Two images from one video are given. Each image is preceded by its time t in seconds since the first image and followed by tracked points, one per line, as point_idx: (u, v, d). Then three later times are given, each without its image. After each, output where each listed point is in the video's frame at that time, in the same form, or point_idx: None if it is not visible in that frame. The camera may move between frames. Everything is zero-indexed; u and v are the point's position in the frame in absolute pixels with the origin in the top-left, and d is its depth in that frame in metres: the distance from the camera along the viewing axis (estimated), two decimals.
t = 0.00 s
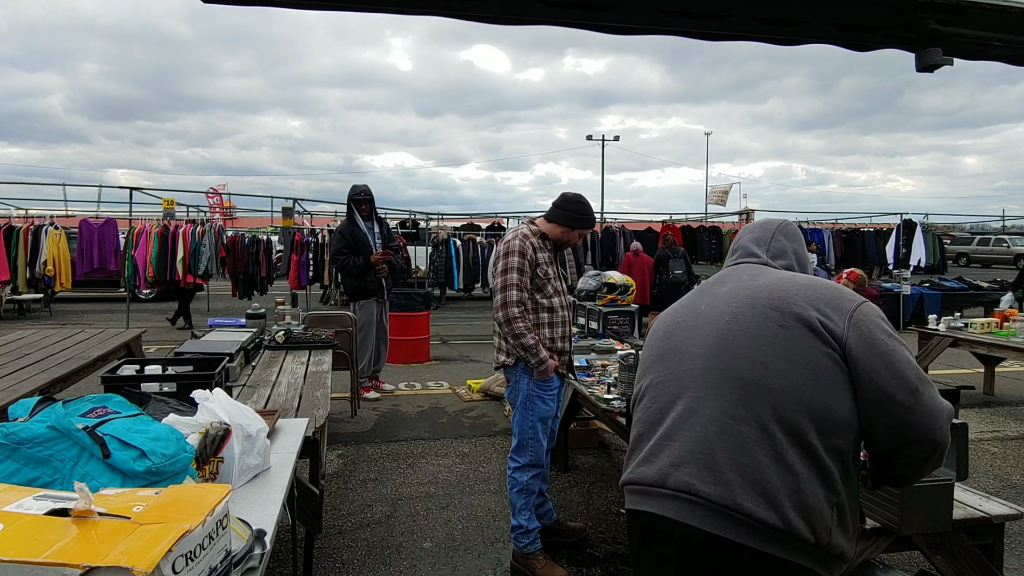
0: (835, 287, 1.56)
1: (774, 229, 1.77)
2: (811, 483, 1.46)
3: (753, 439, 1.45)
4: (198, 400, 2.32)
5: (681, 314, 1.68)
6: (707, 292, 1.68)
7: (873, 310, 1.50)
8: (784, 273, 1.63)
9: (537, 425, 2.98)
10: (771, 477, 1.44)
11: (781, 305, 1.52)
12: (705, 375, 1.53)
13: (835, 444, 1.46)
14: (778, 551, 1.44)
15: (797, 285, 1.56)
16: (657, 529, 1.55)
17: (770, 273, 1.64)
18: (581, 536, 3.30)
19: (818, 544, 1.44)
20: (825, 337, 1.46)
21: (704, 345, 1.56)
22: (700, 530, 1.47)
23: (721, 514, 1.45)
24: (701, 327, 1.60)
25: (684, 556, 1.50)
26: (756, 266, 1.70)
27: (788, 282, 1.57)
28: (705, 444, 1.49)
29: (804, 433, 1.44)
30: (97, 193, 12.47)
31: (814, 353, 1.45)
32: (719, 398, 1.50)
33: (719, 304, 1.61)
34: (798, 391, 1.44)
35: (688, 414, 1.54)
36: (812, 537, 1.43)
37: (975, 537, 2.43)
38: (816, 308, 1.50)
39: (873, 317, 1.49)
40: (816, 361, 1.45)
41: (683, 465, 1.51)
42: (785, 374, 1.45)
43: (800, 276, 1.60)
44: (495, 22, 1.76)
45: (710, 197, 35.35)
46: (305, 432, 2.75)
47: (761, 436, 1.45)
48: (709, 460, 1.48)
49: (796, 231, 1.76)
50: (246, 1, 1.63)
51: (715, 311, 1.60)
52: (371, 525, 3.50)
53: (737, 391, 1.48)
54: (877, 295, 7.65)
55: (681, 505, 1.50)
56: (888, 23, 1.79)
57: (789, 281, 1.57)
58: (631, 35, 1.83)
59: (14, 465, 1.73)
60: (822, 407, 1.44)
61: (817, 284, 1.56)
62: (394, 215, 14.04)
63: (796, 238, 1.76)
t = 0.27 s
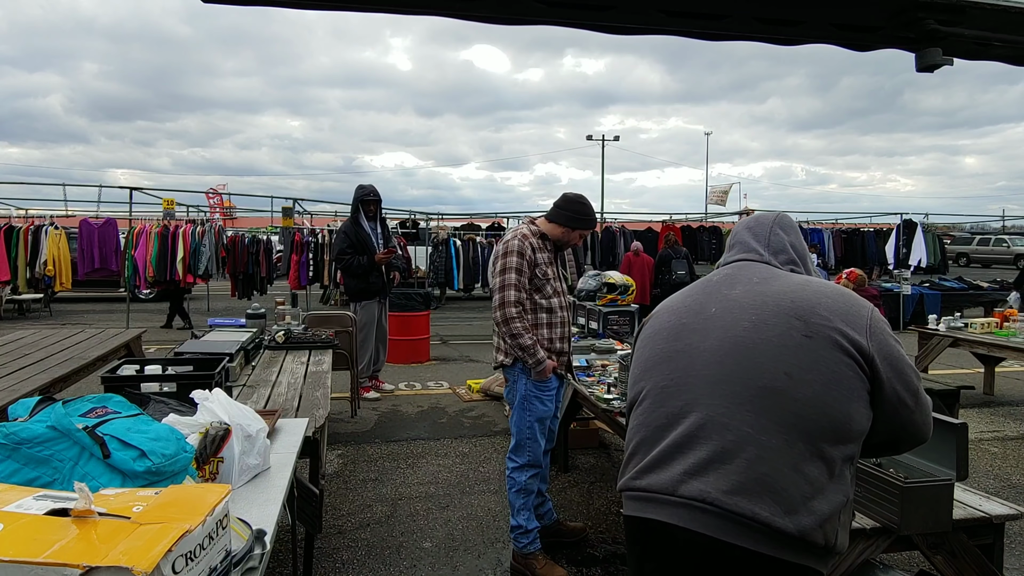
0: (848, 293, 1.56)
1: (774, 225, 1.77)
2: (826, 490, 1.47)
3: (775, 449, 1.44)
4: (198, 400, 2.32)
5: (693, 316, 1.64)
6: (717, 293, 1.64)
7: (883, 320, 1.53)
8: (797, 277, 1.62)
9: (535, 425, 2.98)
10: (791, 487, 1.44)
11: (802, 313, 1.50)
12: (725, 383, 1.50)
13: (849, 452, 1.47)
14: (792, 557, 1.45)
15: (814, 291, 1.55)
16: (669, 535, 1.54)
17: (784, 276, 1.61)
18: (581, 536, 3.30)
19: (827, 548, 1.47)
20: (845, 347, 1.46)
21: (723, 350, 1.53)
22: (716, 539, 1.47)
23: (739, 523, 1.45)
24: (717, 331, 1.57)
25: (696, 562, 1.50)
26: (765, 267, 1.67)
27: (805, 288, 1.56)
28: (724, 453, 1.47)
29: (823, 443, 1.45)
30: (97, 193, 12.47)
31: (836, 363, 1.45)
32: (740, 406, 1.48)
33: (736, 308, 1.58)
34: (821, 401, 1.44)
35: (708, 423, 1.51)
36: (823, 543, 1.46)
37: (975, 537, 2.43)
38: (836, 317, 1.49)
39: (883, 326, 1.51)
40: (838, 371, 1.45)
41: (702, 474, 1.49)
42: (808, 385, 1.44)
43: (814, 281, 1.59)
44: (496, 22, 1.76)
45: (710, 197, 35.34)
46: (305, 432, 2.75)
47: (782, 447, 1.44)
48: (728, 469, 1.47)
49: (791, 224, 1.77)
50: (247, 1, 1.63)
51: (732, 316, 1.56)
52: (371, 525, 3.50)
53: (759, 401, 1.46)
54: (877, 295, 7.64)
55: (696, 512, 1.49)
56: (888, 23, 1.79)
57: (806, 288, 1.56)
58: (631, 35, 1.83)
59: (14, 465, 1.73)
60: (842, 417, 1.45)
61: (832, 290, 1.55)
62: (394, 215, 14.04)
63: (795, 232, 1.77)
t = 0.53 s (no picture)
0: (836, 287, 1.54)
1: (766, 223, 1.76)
2: (814, 487, 1.45)
3: (757, 446, 1.44)
4: (198, 400, 2.32)
5: (680, 315, 1.65)
6: (705, 293, 1.65)
7: (870, 313, 1.51)
8: (785, 273, 1.61)
9: (534, 425, 2.98)
10: (775, 484, 1.43)
11: (785, 309, 1.50)
12: (707, 380, 1.52)
13: (838, 448, 1.46)
14: (778, 554, 1.45)
15: (799, 287, 1.54)
16: (657, 534, 1.55)
17: (770, 273, 1.61)
18: (581, 536, 3.30)
19: (816, 546, 1.45)
20: (829, 341, 1.45)
21: (707, 349, 1.54)
22: (701, 536, 1.47)
23: (724, 520, 1.45)
24: (702, 330, 1.58)
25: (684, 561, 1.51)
26: (753, 265, 1.67)
27: (789, 284, 1.55)
28: (708, 450, 1.48)
29: (808, 440, 1.44)
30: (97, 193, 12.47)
31: (819, 357, 1.44)
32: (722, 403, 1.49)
33: (720, 306, 1.59)
34: (802, 396, 1.43)
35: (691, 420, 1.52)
36: (811, 540, 1.44)
37: (975, 537, 2.43)
38: (819, 311, 1.48)
39: (871, 320, 1.49)
40: (820, 366, 1.44)
41: (686, 471, 1.50)
42: (789, 380, 1.44)
43: (801, 277, 1.58)
44: (495, 22, 1.76)
45: (710, 197, 35.35)
46: (305, 432, 2.75)
47: (764, 443, 1.44)
48: (711, 465, 1.47)
49: (785, 220, 1.76)
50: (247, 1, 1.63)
51: (716, 313, 1.57)
52: (371, 525, 3.50)
53: (741, 398, 1.46)
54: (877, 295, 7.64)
55: (681, 510, 1.50)
56: (888, 23, 1.80)
57: (790, 283, 1.55)
58: (631, 35, 1.83)
59: (15, 465, 1.73)
60: (826, 412, 1.43)
61: (818, 285, 1.54)
62: (394, 215, 14.04)
63: (790, 230, 1.76)
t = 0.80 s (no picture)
0: (814, 281, 1.51)
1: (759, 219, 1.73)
2: (790, 485, 1.44)
3: (726, 445, 1.45)
4: (198, 400, 2.31)
5: (663, 317, 1.67)
6: (687, 293, 1.66)
7: (848, 306, 1.46)
8: (764, 269, 1.59)
9: (535, 425, 2.98)
10: (746, 483, 1.43)
11: (755, 307, 1.49)
12: (680, 381, 1.53)
13: (815, 445, 1.44)
14: (755, 551, 1.45)
15: (772, 283, 1.52)
16: (641, 533, 1.58)
17: (748, 270, 1.60)
18: (581, 536, 3.30)
19: (796, 545, 1.44)
20: (798, 339, 1.43)
21: (681, 350, 1.56)
22: (678, 534, 1.50)
23: (698, 519, 1.47)
24: (678, 331, 1.59)
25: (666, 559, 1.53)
26: (737, 263, 1.66)
27: (763, 281, 1.53)
28: (681, 450, 1.50)
29: (778, 439, 1.43)
30: (97, 193, 12.46)
31: (787, 355, 1.43)
32: (692, 402, 1.50)
33: (696, 307, 1.59)
34: (770, 395, 1.43)
35: (665, 420, 1.54)
36: (789, 538, 1.44)
37: (975, 537, 2.43)
38: (790, 308, 1.46)
39: (849, 313, 1.45)
40: (789, 364, 1.43)
41: (661, 470, 1.53)
42: (757, 379, 1.44)
43: (778, 272, 1.55)
44: (496, 22, 1.76)
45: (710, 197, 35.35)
46: (305, 432, 2.75)
47: (733, 442, 1.44)
48: (684, 465, 1.49)
49: (779, 216, 1.72)
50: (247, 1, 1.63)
51: (690, 314, 1.59)
52: (371, 525, 3.50)
53: (709, 398, 1.47)
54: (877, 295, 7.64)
55: (659, 509, 1.53)
56: (888, 23, 1.80)
57: (764, 280, 1.53)
58: (631, 35, 1.83)
59: (15, 465, 1.73)
60: (796, 411, 1.42)
61: (792, 280, 1.51)
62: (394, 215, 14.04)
63: (785, 223, 1.72)
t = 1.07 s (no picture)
0: (807, 280, 1.49)
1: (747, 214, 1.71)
2: (794, 490, 1.45)
3: (729, 454, 1.45)
4: (198, 400, 2.31)
5: (656, 321, 1.65)
6: (679, 295, 1.64)
7: (844, 306, 1.45)
8: (756, 269, 1.57)
9: (536, 424, 2.98)
10: (751, 492, 1.44)
11: (749, 313, 1.47)
12: (678, 390, 1.53)
13: (816, 449, 1.45)
14: (764, 556, 1.46)
15: (766, 286, 1.50)
16: (648, 540, 1.59)
17: (741, 271, 1.58)
18: (581, 536, 3.30)
19: (804, 547, 1.46)
20: (796, 345, 1.42)
21: (677, 357, 1.54)
22: (686, 542, 1.51)
23: (704, 526, 1.48)
24: (673, 337, 1.58)
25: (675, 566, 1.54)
26: (728, 262, 1.64)
27: (757, 284, 1.51)
28: (682, 460, 1.50)
29: (780, 447, 1.43)
30: (97, 193, 12.47)
31: (786, 363, 1.42)
32: (692, 412, 1.49)
33: (690, 312, 1.57)
34: (769, 403, 1.42)
35: (666, 430, 1.54)
36: (796, 542, 1.45)
37: (975, 537, 2.43)
38: (785, 312, 1.44)
39: (845, 314, 1.44)
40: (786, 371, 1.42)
41: (665, 480, 1.53)
42: (757, 388, 1.43)
43: (772, 273, 1.53)
44: (495, 22, 1.76)
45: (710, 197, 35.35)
46: (305, 432, 2.75)
47: (736, 451, 1.44)
48: (687, 475, 1.49)
49: (769, 206, 1.73)
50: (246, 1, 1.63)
51: (685, 319, 1.57)
52: (371, 525, 3.50)
53: (708, 407, 1.47)
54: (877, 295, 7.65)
55: (665, 518, 1.54)
56: (888, 23, 1.79)
57: (757, 282, 1.51)
58: (631, 35, 1.83)
59: (14, 465, 1.73)
60: (796, 418, 1.42)
61: (785, 282, 1.49)
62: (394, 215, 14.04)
63: (774, 216, 1.70)
